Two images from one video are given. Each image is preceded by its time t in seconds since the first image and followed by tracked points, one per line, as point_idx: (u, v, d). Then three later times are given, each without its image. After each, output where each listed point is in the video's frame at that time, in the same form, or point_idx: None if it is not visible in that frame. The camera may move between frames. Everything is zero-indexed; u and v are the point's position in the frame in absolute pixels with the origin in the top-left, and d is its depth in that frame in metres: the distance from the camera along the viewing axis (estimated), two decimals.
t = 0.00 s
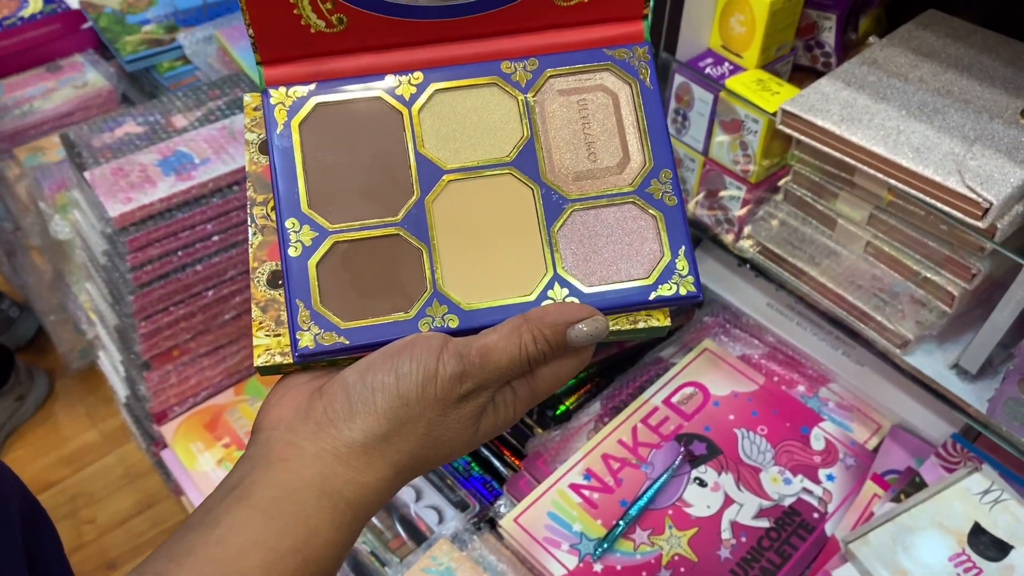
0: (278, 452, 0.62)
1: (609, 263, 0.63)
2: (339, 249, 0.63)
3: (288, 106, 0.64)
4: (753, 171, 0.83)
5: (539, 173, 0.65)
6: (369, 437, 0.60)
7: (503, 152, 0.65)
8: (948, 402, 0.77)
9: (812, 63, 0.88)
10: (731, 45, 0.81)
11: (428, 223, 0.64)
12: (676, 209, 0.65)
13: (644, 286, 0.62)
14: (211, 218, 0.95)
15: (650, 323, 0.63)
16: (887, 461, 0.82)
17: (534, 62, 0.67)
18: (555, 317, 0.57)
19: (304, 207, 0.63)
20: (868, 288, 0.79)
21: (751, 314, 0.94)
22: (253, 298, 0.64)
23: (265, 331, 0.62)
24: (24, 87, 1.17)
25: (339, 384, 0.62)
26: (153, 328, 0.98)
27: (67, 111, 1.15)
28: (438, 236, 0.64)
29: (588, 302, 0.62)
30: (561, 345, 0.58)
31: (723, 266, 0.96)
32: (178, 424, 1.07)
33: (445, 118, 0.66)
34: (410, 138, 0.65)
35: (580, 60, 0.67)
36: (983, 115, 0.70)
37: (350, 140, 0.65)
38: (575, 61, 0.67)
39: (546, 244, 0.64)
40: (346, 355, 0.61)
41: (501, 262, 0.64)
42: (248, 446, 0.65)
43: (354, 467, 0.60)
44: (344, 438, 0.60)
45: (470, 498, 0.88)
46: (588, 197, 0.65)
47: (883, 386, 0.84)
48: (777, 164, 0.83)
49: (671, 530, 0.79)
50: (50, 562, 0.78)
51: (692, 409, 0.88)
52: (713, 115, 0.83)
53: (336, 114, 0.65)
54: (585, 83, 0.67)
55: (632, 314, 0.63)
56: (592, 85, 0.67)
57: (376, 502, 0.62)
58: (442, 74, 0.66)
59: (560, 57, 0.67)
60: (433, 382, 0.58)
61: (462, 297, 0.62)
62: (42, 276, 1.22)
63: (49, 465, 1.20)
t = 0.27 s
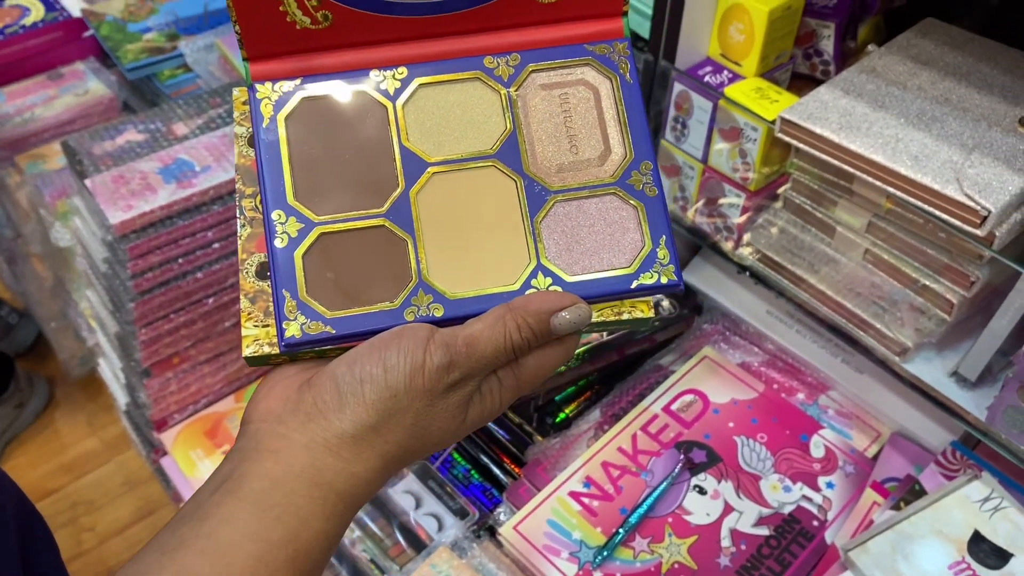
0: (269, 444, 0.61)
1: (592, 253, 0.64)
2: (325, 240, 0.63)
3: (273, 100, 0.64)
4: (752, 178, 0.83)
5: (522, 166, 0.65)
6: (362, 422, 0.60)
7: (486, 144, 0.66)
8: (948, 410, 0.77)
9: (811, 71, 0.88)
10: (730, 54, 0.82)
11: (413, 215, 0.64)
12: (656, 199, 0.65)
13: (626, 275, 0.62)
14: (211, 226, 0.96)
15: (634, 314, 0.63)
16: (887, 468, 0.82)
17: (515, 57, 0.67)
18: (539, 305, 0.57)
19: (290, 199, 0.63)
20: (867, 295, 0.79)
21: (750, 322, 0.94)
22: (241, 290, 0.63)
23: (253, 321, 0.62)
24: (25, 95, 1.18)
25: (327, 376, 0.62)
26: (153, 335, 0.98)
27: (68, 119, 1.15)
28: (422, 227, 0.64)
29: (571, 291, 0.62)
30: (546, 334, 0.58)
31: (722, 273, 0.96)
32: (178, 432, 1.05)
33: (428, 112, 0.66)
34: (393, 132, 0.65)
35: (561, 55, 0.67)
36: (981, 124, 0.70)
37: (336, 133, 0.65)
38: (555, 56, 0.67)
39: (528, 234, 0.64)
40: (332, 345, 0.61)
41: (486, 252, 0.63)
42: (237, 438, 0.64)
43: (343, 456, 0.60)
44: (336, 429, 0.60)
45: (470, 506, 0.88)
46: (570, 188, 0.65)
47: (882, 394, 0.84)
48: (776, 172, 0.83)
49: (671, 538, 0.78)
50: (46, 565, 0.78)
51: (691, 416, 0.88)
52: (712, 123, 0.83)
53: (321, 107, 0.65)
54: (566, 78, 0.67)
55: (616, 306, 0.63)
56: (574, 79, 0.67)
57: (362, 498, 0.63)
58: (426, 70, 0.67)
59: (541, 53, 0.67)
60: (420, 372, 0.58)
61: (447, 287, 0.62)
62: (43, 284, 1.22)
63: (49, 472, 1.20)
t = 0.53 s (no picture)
0: (270, 446, 0.61)
1: (591, 255, 0.64)
2: (325, 243, 0.63)
3: (273, 107, 0.64)
4: (752, 185, 0.83)
5: (521, 169, 0.65)
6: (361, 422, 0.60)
7: (484, 148, 0.66)
8: (947, 416, 0.77)
9: (810, 79, 0.88)
10: (730, 62, 0.82)
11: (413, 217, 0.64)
12: (653, 201, 0.65)
13: (624, 276, 0.62)
14: (212, 233, 0.96)
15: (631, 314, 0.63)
16: (888, 475, 0.82)
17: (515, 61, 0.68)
18: (537, 306, 0.57)
19: (291, 204, 0.63)
20: (867, 302, 0.79)
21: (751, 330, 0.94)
22: (242, 294, 0.64)
23: (254, 325, 0.62)
24: (28, 102, 1.18)
25: (328, 378, 0.61)
26: (154, 342, 0.98)
27: (69, 126, 1.15)
28: (421, 230, 0.64)
29: (570, 292, 0.62)
30: (546, 334, 0.58)
31: (722, 280, 0.96)
32: (178, 439, 1.05)
33: (427, 117, 0.67)
34: (393, 137, 0.66)
35: (559, 59, 0.68)
36: (980, 131, 0.70)
37: (336, 137, 0.65)
38: (554, 60, 0.68)
39: (528, 237, 0.64)
40: (332, 348, 0.61)
41: (485, 254, 0.63)
42: (239, 440, 0.64)
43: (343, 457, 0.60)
44: (335, 430, 0.60)
45: (470, 513, 0.88)
46: (568, 191, 0.65)
47: (882, 401, 0.84)
48: (776, 179, 0.83)
49: (672, 545, 0.78)
50: (48, 570, 0.78)
51: (691, 423, 0.88)
52: (712, 131, 0.83)
53: (319, 111, 0.65)
54: (563, 82, 0.68)
55: (615, 306, 0.63)
56: (571, 83, 0.68)
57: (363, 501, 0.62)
58: (424, 74, 0.67)
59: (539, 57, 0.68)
60: (421, 374, 0.58)
61: (447, 289, 0.62)
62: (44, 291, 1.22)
63: (50, 479, 1.20)
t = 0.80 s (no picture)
0: (269, 458, 0.61)
1: (592, 263, 0.64)
2: (325, 251, 0.63)
3: (276, 114, 0.64)
4: (751, 192, 0.83)
5: (522, 177, 0.66)
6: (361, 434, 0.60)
7: (485, 157, 0.66)
8: (946, 421, 0.77)
9: (809, 85, 0.89)
10: (729, 68, 0.82)
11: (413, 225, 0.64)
12: (656, 209, 0.65)
13: (625, 285, 0.62)
14: (212, 239, 0.96)
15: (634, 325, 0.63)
16: (888, 482, 0.82)
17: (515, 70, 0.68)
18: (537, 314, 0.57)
19: (290, 211, 0.63)
20: (867, 309, 0.79)
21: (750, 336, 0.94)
22: (241, 302, 0.64)
23: (254, 333, 0.62)
24: (28, 109, 1.19)
25: (326, 388, 0.62)
26: (154, 348, 0.98)
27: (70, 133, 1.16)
28: (422, 238, 0.64)
29: (571, 301, 0.62)
30: (547, 342, 0.58)
31: (723, 286, 0.96)
32: (178, 446, 1.05)
33: (429, 125, 0.67)
34: (395, 144, 0.66)
35: (561, 68, 0.68)
36: (979, 138, 0.70)
37: (336, 144, 0.65)
38: (555, 69, 0.68)
39: (528, 245, 0.64)
40: (331, 356, 0.61)
41: (486, 262, 0.63)
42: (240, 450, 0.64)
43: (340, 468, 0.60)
44: (333, 441, 0.60)
45: (470, 520, 0.88)
46: (570, 199, 0.65)
47: (882, 407, 0.84)
48: (775, 185, 0.84)
49: (671, 552, 0.78)
50: None
51: (691, 429, 0.87)
52: (711, 137, 0.83)
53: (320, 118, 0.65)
54: (566, 90, 0.68)
55: (617, 316, 0.63)
56: (573, 91, 0.68)
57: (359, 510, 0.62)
58: (425, 84, 0.67)
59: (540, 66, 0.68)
60: (419, 384, 0.58)
61: (447, 297, 0.62)
62: (44, 297, 1.22)
63: (50, 486, 1.20)
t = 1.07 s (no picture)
0: (256, 471, 0.61)
1: (587, 273, 0.64)
2: (316, 257, 0.63)
3: (270, 120, 0.65)
4: (751, 197, 0.83)
5: (517, 186, 0.66)
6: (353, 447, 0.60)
7: (480, 165, 0.66)
8: (946, 426, 0.77)
9: (809, 91, 0.89)
10: (729, 74, 0.82)
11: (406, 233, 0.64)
12: (651, 219, 0.65)
13: (619, 295, 0.62)
14: (212, 245, 0.96)
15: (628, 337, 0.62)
16: (889, 487, 0.81)
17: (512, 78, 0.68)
18: (530, 323, 0.57)
19: (283, 217, 0.63)
20: (867, 313, 0.79)
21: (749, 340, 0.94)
22: (233, 308, 0.64)
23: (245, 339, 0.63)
24: (29, 115, 1.19)
25: (314, 402, 0.62)
26: (155, 354, 0.98)
27: (71, 139, 1.16)
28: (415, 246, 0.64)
29: (564, 311, 0.62)
30: (538, 353, 0.58)
31: (722, 291, 0.96)
32: (178, 451, 1.05)
33: (425, 134, 0.67)
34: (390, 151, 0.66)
35: (559, 77, 0.68)
36: (978, 143, 0.71)
37: (331, 152, 0.65)
38: (551, 78, 0.68)
39: (522, 254, 0.64)
40: (320, 363, 0.60)
41: (479, 270, 0.63)
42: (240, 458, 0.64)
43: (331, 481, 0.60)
44: (321, 453, 0.60)
45: (470, 525, 0.88)
46: (565, 209, 0.65)
47: (882, 412, 0.84)
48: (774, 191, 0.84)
49: (672, 557, 0.78)
50: None
51: (692, 435, 0.87)
52: (711, 143, 0.83)
53: (315, 126, 0.66)
54: (562, 99, 0.68)
55: (611, 326, 0.63)
56: (570, 100, 0.68)
57: (350, 522, 0.62)
58: (421, 91, 0.67)
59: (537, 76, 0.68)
60: (409, 396, 0.58)
61: (438, 305, 0.62)
62: (44, 302, 1.23)
63: (50, 491, 1.20)
